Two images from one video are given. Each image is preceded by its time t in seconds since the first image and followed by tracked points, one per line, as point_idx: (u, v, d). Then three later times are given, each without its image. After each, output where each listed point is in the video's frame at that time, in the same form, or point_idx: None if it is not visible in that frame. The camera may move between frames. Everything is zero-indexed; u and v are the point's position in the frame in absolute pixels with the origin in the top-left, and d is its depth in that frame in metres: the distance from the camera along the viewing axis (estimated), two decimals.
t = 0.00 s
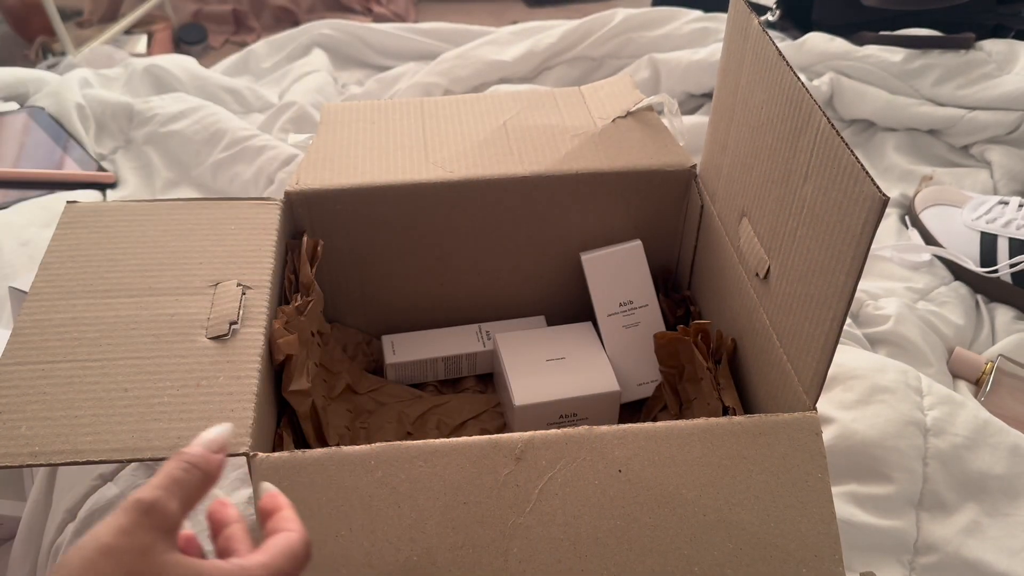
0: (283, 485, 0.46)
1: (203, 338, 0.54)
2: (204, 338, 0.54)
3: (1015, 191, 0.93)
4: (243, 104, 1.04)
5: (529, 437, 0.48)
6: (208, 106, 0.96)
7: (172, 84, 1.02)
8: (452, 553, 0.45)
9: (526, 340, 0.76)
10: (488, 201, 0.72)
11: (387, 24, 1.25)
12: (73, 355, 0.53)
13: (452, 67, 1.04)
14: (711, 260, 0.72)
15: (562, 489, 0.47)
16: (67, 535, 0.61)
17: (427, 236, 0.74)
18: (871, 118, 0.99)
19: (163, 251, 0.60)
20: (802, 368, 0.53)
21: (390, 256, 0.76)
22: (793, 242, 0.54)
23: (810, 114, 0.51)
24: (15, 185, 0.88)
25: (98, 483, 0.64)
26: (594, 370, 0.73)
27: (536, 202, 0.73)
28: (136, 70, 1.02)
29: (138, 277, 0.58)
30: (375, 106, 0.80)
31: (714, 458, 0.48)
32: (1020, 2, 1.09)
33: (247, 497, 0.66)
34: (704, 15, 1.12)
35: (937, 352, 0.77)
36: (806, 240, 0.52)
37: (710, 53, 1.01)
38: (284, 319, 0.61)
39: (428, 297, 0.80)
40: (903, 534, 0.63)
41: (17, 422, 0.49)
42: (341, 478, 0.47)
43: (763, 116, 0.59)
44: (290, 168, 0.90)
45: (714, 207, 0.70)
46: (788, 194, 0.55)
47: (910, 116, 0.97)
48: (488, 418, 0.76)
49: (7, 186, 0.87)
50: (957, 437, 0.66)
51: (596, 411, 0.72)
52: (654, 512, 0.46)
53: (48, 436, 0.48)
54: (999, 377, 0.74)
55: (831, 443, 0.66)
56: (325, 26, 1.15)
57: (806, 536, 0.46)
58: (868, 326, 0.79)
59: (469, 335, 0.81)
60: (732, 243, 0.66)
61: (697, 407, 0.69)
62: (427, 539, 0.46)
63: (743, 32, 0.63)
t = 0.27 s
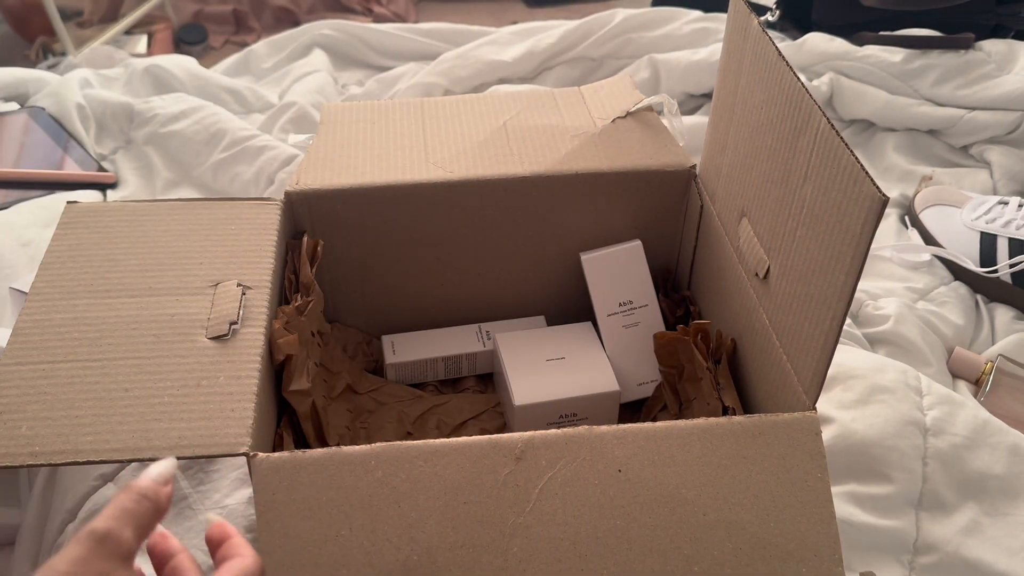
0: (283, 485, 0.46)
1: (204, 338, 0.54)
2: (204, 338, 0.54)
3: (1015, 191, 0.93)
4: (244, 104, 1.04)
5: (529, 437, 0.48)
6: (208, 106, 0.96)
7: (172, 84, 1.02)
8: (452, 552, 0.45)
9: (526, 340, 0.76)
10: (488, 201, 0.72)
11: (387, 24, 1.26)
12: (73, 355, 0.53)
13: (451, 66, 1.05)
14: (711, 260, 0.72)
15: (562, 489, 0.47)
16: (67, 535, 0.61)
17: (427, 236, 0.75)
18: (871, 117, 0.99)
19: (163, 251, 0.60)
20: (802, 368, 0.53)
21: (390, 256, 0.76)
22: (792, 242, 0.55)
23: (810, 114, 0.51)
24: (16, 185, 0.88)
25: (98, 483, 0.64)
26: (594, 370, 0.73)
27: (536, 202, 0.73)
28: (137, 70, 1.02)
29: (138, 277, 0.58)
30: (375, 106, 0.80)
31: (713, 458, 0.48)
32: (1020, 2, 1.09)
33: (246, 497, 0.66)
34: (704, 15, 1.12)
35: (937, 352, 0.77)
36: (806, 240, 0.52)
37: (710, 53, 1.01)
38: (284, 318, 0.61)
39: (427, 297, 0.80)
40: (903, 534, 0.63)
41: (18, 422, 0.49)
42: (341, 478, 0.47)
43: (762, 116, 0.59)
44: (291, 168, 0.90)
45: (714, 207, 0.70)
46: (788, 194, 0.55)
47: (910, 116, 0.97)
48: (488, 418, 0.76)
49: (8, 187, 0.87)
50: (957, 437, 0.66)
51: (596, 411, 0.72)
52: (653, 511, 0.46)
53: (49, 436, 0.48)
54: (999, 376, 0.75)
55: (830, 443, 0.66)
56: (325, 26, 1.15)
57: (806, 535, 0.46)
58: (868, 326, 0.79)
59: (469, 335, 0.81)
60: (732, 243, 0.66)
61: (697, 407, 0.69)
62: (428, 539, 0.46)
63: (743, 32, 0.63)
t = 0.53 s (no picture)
0: (283, 485, 0.46)
1: (204, 339, 0.54)
2: (204, 338, 0.54)
3: (1015, 191, 0.93)
4: (244, 104, 1.04)
5: (529, 437, 0.48)
6: (209, 106, 0.96)
7: (173, 84, 1.02)
8: (452, 552, 0.45)
9: (526, 340, 0.76)
10: (488, 201, 0.73)
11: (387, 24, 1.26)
12: (72, 355, 0.53)
13: (451, 66, 1.04)
14: (711, 260, 0.72)
15: (562, 489, 0.47)
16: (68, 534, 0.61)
17: (427, 237, 0.75)
18: (871, 117, 0.99)
19: (163, 251, 0.60)
20: (802, 368, 0.53)
21: (390, 256, 0.76)
22: (792, 242, 0.55)
23: (810, 114, 0.51)
24: (17, 186, 0.89)
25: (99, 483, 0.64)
26: (594, 370, 0.73)
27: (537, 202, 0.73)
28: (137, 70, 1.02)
29: (138, 278, 0.58)
30: (375, 106, 0.80)
31: (713, 458, 0.48)
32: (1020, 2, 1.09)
33: (247, 496, 0.66)
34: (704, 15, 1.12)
35: (937, 352, 0.77)
36: (806, 239, 0.52)
37: (710, 53, 1.01)
38: (284, 318, 0.61)
39: (428, 297, 0.80)
40: (903, 534, 0.63)
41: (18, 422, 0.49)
42: (340, 478, 0.47)
43: (762, 116, 0.59)
44: (291, 168, 0.90)
45: (714, 207, 0.70)
46: (788, 194, 0.55)
47: (910, 116, 0.97)
48: (488, 418, 0.76)
49: (8, 187, 0.89)
50: (957, 437, 0.66)
51: (596, 411, 0.72)
52: (653, 511, 0.46)
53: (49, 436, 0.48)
54: (999, 376, 0.75)
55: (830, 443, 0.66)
56: (325, 26, 1.15)
57: (806, 535, 0.46)
58: (868, 326, 0.79)
59: (468, 334, 0.81)
60: (732, 244, 0.67)
61: (697, 406, 0.69)
62: (428, 538, 0.46)
63: (743, 32, 0.63)
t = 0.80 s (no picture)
0: (282, 485, 0.46)
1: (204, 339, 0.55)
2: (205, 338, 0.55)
3: (1015, 191, 0.93)
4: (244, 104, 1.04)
5: (529, 437, 0.48)
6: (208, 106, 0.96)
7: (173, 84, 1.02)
8: (453, 551, 0.46)
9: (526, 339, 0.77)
10: (488, 202, 0.73)
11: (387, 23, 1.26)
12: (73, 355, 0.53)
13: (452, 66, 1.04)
14: (711, 260, 0.72)
15: (562, 489, 0.47)
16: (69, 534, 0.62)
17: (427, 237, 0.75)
18: (871, 117, 0.99)
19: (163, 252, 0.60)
20: (802, 368, 0.53)
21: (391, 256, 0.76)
22: (792, 243, 0.55)
23: (810, 114, 0.51)
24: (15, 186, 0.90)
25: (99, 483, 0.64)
26: (594, 370, 0.73)
27: (537, 203, 0.73)
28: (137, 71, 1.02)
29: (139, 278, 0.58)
30: (375, 106, 0.80)
31: (713, 458, 0.48)
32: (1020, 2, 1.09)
33: (247, 495, 0.66)
34: (704, 15, 1.12)
35: (937, 352, 0.77)
36: (806, 239, 0.52)
37: (710, 53, 1.01)
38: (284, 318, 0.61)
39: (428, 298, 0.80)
40: (903, 534, 0.63)
41: (20, 421, 0.49)
42: (339, 477, 0.47)
43: (762, 116, 0.59)
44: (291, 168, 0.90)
45: (714, 207, 0.70)
46: (788, 194, 0.55)
47: (910, 117, 0.97)
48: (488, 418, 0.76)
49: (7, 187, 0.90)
50: (957, 437, 0.66)
51: (596, 411, 0.72)
52: (653, 511, 0.47)
53: (51, 436, 0.48)
54: (999, 376, 0.75)
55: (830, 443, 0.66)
56: (325, 26, 1.15)
57: (805, 535, 0.46)
58: (867, 326, 0.79)
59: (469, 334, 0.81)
60: (732, 244, 0.66)
61: (697, 406, 0.69)
62: (428, 538, 0.46)
63: (743, 31, 0.63)
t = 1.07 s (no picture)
0: (282, 484, 0.46)
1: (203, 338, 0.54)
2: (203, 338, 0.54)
3: (1016, 191, 0.93)
4: (244, 104, 1.03)
5: (530, 436, 0.48)
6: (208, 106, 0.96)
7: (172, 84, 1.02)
8: (452, 551, 0.45)
9: (527, 339, 0.77)
10: (488, 201, 0.72)
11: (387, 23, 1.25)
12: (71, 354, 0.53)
13: (452, 66, 1.04)
14: (711, 260, 0.72)
15: (562, 488, 0.47)
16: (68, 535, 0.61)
17: (427, 237, 0.74)
18: (872, 117, 0.99)
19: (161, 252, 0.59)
20: (802, 367, 0.53)
21: (391, 255, 0.76)
22: (793, 241, 0.54)
23: (810, 113, 0.51)
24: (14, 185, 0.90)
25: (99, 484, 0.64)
26: (594, 368, 0.73)
27: (537, 202, 0.73)
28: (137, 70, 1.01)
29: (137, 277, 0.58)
30: (375, 106, 0.80)
31: (713, 456, 0.47)
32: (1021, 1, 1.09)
33: (246, 496, 0.66)
34: (705, 15, 1.12)
35: (937, 352, 0.77)
36: (807, 238, 0.52)
37: (711, 52, 1.01)
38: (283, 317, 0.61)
39: (428, 297, 0.80)
40: (903, 534, 0.63)
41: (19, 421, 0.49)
42: (337, 475, 0.47)
43: (762, 115, 0.59)
44: (291, 168, 0.89)
45: (714, 206, 0.70)
46: (788, 193, 0.55)
47: (910, 116, 0.97)
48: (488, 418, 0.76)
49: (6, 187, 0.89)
50: (958, 437, 0.66)
51: (596, 410, 0.72)
52: (654, 510, 0.46)
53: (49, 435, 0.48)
54: (999, 377, 0.74)
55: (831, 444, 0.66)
56: (325, 26, 1.15)
57: (806, 535, 0.46)
58: (868, 326, 0.79)
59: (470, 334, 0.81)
60: (732, 243, 0.66)
61: (697, 406, 0.69)
62: (427, 537, 0.46)
63: (744, 30, 0.62)
